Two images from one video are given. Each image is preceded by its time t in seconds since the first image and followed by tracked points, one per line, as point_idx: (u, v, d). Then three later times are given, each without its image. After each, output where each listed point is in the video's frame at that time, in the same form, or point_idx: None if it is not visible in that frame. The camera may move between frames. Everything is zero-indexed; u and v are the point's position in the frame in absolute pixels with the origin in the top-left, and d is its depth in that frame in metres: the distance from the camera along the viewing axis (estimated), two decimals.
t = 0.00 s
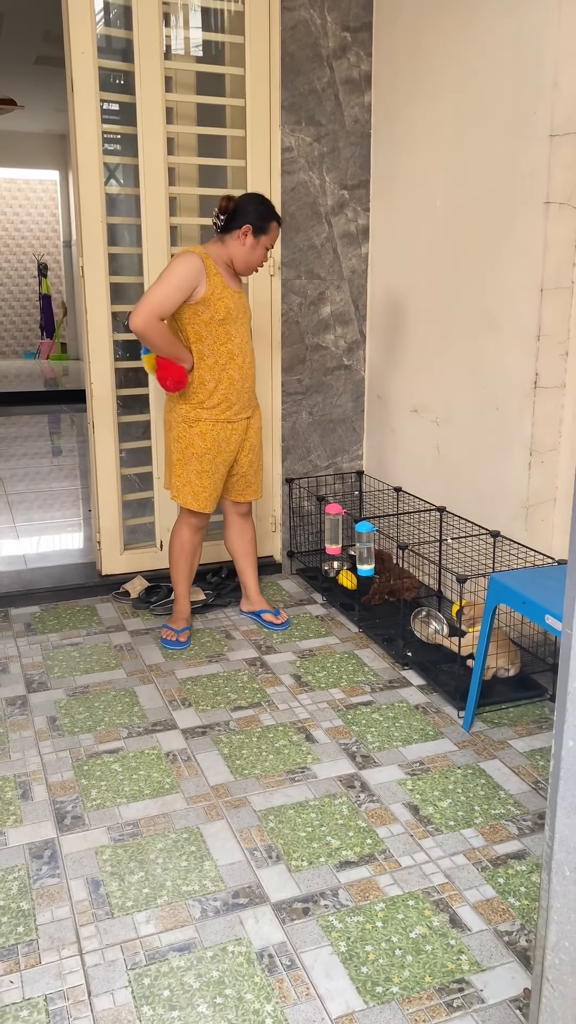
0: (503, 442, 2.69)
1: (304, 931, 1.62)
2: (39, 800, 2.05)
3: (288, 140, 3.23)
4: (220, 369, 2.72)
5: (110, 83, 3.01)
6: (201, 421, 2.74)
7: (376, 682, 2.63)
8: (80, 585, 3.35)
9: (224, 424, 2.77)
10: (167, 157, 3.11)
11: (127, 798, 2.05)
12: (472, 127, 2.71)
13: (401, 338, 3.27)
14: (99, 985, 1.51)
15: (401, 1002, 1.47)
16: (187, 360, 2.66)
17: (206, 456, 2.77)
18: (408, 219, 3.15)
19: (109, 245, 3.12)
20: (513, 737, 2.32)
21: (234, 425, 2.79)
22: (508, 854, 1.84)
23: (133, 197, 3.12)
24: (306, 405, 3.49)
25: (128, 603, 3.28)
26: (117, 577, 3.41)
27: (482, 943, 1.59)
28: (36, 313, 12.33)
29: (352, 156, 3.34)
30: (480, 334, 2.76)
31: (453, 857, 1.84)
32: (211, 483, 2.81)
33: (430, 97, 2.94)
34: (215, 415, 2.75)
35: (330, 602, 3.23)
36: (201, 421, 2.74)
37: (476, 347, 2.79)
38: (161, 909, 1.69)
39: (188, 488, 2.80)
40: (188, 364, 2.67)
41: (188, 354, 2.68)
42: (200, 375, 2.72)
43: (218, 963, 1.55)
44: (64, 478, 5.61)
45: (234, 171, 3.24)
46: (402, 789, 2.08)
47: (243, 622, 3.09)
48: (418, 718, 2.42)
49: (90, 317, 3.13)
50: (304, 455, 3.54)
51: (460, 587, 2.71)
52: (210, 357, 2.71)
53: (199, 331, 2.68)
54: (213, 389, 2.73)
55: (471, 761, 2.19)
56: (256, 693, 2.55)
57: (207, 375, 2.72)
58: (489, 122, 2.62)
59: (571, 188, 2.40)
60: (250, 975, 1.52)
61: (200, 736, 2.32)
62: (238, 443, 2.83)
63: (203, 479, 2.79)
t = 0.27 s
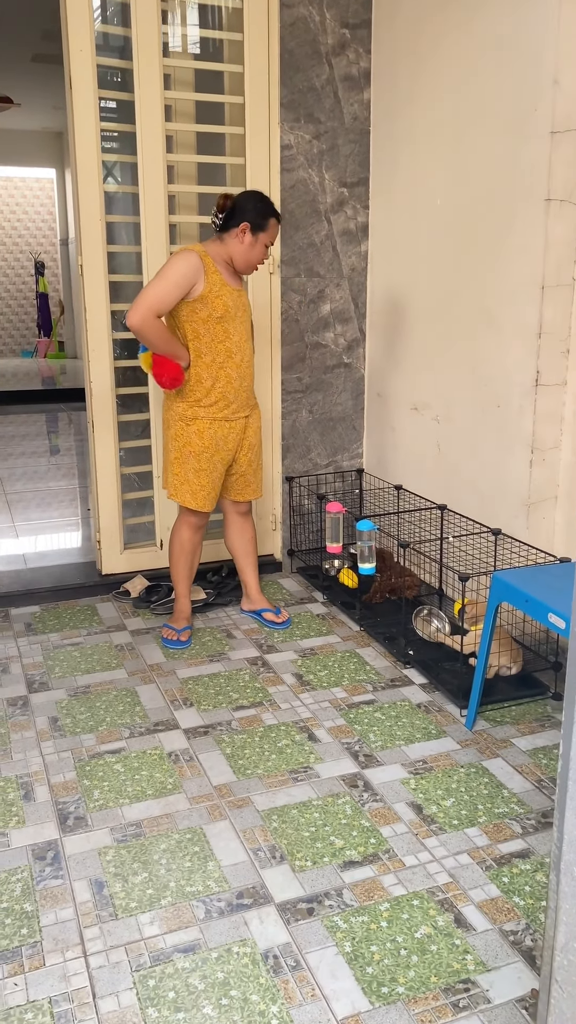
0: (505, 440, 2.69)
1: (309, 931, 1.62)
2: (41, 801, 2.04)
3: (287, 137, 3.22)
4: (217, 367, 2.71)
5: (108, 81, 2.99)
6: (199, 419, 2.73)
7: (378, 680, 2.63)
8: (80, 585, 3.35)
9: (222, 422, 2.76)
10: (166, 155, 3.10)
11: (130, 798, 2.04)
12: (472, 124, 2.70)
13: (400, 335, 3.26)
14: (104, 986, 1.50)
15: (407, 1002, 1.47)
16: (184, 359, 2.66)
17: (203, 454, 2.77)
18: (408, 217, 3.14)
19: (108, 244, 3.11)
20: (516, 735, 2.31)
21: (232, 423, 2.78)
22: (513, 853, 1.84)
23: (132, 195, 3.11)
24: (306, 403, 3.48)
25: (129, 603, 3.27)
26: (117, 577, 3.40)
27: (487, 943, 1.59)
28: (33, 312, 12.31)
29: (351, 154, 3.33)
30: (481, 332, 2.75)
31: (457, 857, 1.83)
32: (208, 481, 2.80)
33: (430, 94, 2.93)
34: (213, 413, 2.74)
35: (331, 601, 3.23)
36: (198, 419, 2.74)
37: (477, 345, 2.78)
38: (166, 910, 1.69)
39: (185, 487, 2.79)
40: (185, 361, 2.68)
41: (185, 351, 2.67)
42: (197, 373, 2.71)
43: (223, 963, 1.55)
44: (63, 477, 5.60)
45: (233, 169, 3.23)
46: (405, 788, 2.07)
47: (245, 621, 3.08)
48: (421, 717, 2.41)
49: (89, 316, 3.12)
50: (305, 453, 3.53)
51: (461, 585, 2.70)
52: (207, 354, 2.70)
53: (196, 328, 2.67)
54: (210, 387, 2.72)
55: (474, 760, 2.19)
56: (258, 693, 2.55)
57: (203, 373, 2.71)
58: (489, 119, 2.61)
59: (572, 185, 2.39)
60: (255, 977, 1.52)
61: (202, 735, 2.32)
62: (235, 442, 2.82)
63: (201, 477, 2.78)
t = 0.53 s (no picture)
0: (505, 438, 2.68)
1: (312, 931, 1.61)
2: (43, 802, 2.03)
3: (285, 135, 3.22)
4: (213, 366, 2.70)
5: (106, 79, 2.98)
6: (195, 418, 2.73)
7: (379, 679, 2.62)
8: (80, 584, 3.34)
9: (218, 421, 2.75)
10: (164, 153, 3.09)
11: (131, 799, 2.04)
12: (471, 121, 2.69)
13: (399, 333, 3.26)
14: (107, 987, 1.50)
15: (412, 1002, 1.47)
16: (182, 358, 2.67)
17: (199, 453, 2.76)
18: (407, 214, 3.13)
19: (106, 243, 3.10)
20: (518, 733, 2.31)
21: (228, 422, 2.77)
22: (516, 851, 1.84)
23: (130, 194, 3.10)
24: (305, 401, 3.48)
25: (128, 602, 3.26)
26: (117, 576, 3.40)
27: (491, 942, 1.59)
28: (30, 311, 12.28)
29: (350, 152, 3.33)
30: (481, 329, 2.75)
31: (460, 855, 1.83)
32: (205, 480, 2.79)
33: (429, 91, 2.92)
34: (209, 412, 2.74)
35: (331, 599, 3.22)
36: (194, 418, 2.73)
37: (476, 343, 2.78)
38: (169, 911, 1.68)
39: (181, 485, 2.79)
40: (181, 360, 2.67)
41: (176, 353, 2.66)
42: (194, 372, 2.70)
43: (227, 964, 1.54)
44: (61, 477, 5.58)
45: (231, 167, 3.22)
46: (407, 787, 2.07)
47: (245, 621, 3.08)
48: (422, 716, 2.41)
49: (88, 315, 3.11)
50: (304, 452, 3.53)
51: (463, 584, 2.69)
52: (202, 353, 2.69)
53: (192, 327, 2.66)
54: (207, 386, 2.71)
55: (476, 759, 2.19)
56: (258, 692, 2.54)
57: (200, 372, 2.70)
58: (488, 116, 2.60)
59: (572, 182, 2.39)
60: (259, 977, 1.51)
61: (203, 735, 2.31)
62: (231, 441, 2.81)
63: (197, 476, 2.78)
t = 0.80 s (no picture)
0: (503, 435, 2.68)
1: (313, 931, 1.61)
2: (41, 802, 2.03)
3: (282, 133, 3.21)
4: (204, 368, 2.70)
5: (102, 77, 2.98)
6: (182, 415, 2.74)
7: (378, 678, 2.62)
8: (77, 584, 3.33)
9: (206, 421, 2.76)
10: (161, 151, 3.08)
11: (130, 799, 2.03)
12: (469, 119, 2.69)
13: (396, 331, 3.26)
14: (107, 988, 1.50)
15: (413, 1001, 1.46)
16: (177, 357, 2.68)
17: (186, 450, 2.77)
18: (405, 212, 3.13)
19: (102, 241, 3.09)
20: (517, 731, 2.31)
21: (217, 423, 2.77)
22: (516, 849, 1.84)
23: (126, 192, 3.09)
24: (303, 400, 3.47)
25: (126, 602, 3.25)
26: (115, 575, 3.39)
27: (492, 941, 1.59)
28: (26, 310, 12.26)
29: (347, 149, 3.32)
30: (478, 327, 2.75)
31: (460, 854, 1.83)
32: (191, 478, 2.80)
33: (426, 88, 2.92)
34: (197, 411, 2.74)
35: (328, 598, 3.21)
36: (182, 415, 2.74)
37: (474, 341, 2.78)
38: (169, 911, 1.68)
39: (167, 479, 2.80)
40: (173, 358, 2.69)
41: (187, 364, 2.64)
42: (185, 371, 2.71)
43: (227, 964, 1.54)
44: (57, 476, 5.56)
45: (228, 165, 3.21)
46: (407, 785, 2.07)
47: (243, 620, 3.07)
48: (421, 714, 2.41)
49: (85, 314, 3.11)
50: (302, 451, 3.52)
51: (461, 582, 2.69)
52: (194, 354, 2.69)
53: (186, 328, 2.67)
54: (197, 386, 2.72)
55: (475, 757, 2.19)
56: (257, 691, 2.54)
57: (191, 372, 2.71)
58: (486, 114, 2.60)
59: (570, 179, 2.38)
60: (260, 976, 1.51)
61: (202, 734, 2.31)
62: (220, 442, 2.81)
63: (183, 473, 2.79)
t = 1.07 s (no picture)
0: (501, 434, 2.68)
1: (312, 930, 1.61)
2: (39, 801, 2.02)
3: (279, 131, 3.20)
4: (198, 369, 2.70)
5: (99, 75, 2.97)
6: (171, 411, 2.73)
7: (376, 676, 2.62)
8: (74, 583, 3.32)
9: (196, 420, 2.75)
10: (158, 149, 3.07)
11: (128, 798, 2.03)
12: (466, 117, 2.69)
13: (394, 330, 3.25)
14: (106, 988, 1.49)
15: (412, 1000, 1.46)
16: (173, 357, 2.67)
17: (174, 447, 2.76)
18: (402, 210, 3.12)
19: (99, 240, 3.08)
20: (515, 730, 2.31)
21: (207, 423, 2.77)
22: (515, 848, 1.83)
23: (123, 190, 3.08)
24: (300, 398, 3.47)
25: (123, 601, 3.25)
26: (112, 574, 3.38)
27: (491, 939, 1.58)
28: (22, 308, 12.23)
29: (344, 147, 3.32)
30: (476, 326, 2.74)
31: (459, 853, 1.83)
32: (178, 474, 2.79)
33: (423, 86, 2.91)
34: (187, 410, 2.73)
35: (326, 597, 3.21)
36: (172, 412, 2.73)
37: (471, 340, 2.78)
38: (167, 910, 1.68)
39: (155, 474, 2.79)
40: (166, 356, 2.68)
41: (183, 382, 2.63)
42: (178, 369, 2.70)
43: (226, 964, 1.54)
44: (54, 475, 5.55)
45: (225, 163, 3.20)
46: (405, 784, 2.06)
47: (240, 618, 3.07)
48: (419, 713, 2.40)
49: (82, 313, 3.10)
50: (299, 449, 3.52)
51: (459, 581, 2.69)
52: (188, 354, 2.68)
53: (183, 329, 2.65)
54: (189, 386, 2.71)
55: (473, 756, 2.18)
56: (255, 690, 2.54)
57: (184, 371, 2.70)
58: (483, 112, 2.60)
59: (568, 177, 2.38)
60: (259, 976, 1.51)
61: (200, 733, 2.30)
62: (209, 441, 2.81)
63: (170, 468, 2.78)
